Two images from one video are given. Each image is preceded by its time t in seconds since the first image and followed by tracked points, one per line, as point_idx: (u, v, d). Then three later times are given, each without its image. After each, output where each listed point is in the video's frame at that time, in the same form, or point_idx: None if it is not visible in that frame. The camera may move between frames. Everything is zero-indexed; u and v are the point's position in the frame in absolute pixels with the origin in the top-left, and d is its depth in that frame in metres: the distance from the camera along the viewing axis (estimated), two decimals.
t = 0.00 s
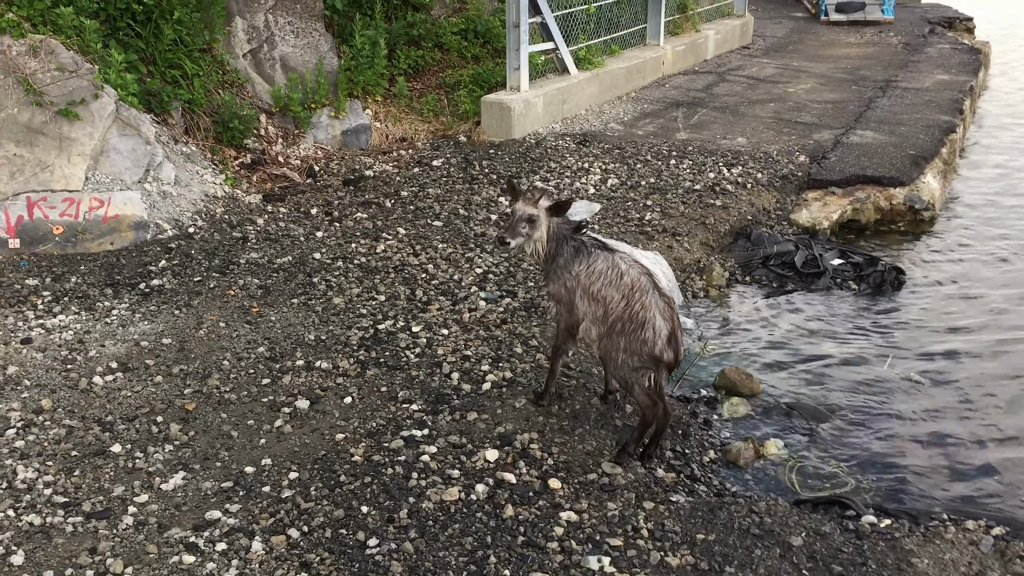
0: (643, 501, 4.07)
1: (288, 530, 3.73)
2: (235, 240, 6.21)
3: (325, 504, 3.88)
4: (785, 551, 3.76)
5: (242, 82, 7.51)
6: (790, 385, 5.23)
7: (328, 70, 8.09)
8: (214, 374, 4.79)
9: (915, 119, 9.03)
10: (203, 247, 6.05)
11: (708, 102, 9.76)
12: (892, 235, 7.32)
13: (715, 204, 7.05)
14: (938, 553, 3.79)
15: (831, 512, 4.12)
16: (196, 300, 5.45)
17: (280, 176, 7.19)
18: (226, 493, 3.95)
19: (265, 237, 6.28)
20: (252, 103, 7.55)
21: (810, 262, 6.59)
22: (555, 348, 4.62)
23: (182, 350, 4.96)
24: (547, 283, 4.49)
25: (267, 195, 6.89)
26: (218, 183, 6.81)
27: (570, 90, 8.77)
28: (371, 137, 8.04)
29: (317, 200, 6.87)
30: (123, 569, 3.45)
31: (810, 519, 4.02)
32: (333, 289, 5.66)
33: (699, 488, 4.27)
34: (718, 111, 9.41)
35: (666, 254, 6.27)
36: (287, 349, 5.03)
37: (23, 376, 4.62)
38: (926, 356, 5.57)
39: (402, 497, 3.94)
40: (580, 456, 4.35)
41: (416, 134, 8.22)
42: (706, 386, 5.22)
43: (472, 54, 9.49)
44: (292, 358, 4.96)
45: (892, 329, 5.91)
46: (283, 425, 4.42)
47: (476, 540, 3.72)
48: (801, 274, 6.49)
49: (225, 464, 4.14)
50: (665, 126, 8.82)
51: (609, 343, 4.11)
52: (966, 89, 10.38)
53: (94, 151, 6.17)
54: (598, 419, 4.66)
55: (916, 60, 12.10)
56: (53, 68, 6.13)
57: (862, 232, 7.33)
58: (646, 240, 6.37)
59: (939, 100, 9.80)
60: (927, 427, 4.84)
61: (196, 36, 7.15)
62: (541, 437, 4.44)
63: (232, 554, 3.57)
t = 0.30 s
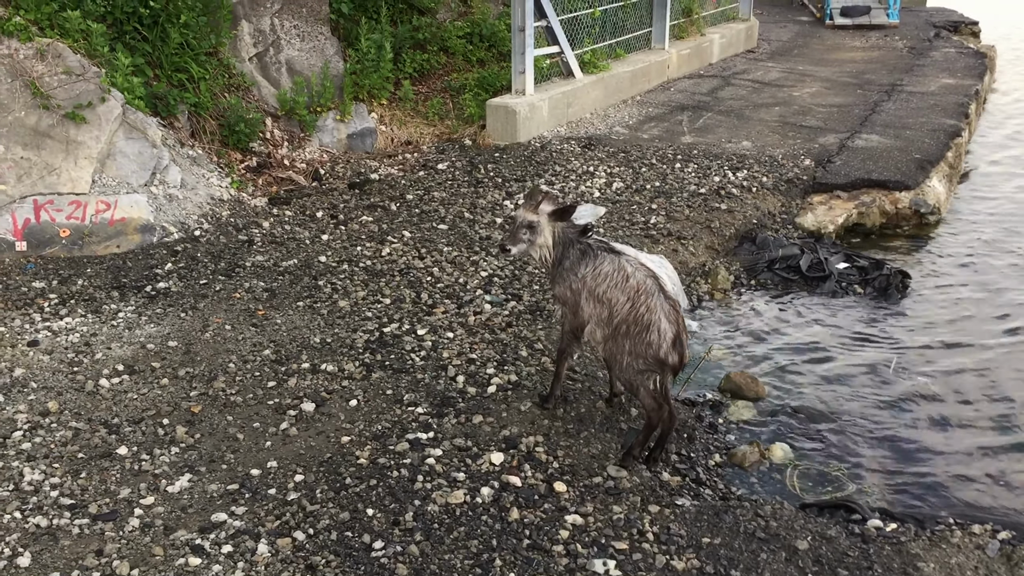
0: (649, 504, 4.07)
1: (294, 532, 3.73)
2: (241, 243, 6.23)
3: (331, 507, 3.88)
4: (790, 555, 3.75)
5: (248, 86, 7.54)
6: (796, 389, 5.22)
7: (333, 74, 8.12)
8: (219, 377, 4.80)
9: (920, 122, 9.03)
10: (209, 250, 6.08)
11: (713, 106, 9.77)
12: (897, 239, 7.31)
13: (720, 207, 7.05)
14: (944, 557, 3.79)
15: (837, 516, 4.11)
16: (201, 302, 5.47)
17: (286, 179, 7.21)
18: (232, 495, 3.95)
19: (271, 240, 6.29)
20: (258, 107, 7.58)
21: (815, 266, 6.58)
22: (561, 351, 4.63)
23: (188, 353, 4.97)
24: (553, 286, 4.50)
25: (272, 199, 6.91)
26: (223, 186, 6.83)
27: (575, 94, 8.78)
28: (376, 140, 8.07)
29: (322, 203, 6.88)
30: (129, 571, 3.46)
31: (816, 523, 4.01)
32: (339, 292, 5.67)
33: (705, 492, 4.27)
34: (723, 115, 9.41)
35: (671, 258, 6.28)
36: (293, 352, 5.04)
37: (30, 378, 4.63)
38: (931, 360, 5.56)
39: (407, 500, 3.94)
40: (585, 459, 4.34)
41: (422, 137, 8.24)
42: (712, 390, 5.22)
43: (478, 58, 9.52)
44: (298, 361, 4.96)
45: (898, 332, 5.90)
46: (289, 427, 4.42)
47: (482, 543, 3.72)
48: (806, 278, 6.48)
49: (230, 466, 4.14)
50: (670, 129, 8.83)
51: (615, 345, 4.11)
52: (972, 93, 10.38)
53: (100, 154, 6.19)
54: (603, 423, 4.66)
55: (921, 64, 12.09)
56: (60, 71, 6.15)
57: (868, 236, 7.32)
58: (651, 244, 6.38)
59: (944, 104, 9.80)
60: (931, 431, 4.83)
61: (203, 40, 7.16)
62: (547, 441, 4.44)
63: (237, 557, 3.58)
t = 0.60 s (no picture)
0: (652, 507, 4.06)
1: (298, 534, 3.73)
2: (246, 244, 6.24)
3: (335, 508, 3.89)
4: (794, 557, 3.75)
5: (253, 88, 7.57)
6: (800, 392, 5.22)
7: (338, 76, 8.16)
8: (224, 379, 4.80)
9: (925, 125, 9.02)
10: (214, 251, 6.10)
11: (717, 108, 9.76)
12: (902, 241, 7.30)
13: (725, 209, 7.05)
14: (948, 560, 3.78)
15: (841, 518, 4.10)
16: (206, 304, 5.48)
17: (291, 181, 7.22)
18: (236, 497, 3.96)
19: (276, 242, 6.30)
20: (263, 109, 7.60)
21: (820, 268, 6.57)
22: (563, 354, 4.63)
23: (192, 355, 4.98)
24: (552, 290, 4.48)
25: (277, 201, 6.92)
26: (228, 188, 6.85)
27: (579, 96, 8.78)
28: (380, 142, 8.07)
29: (327, 205, 6.89)
30: (134, 572, 3.46)
31: (820, 526, 4.00)
32: (343, 294, 5.67)
33: (709, 494, 4.26)
34: (728, 117, 9.41)
35: (675, 260, 6.28)
36: (298, 354, 5.05)
37: (35, 379, 4.64)
38: (936, 363, 5.54)
39: (411, 501, 3.94)
40: (589, 462, 4.34)
41: (426, 139, 8.25)
42: (716, 392, 5.21)
43: (482, 60, 9.53)
44: (302, 363, 4.97)
45: (902, 335, 5.89)
46: (293, 429, 4.43)
47: (486, 545, 3.72)
48: (811, 280, 6.48)
49: (235, 468, 4.15)
50: (675, 131, 8.83)
51: (621, 352, 4.11)
52: (977, 95, 10.36)
53: (106, 156, 6.21)
54: (607, 425, 4.66)
55: (926, 66, 12.08)
56: (66, 73, 6.17)
57: (873, 238, 7.31)
58: (656, 246, 6.38)
59: (949, 106, 9.78)
60: (936, 434, 4.82)
61: (208, 42, 7.18)
62: (550, 443, 4.44)
63: (242, 558, 3.58)
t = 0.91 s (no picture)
0: (655, 507, 4.06)
1: (300, 533, 3.73)
2: (250, 244, 6.26)
3: (338, 508, 3.89)
4: (797, 558, 3.74)
5: (257, 88, 7.60)
6: (803, 393, 5.20)
7: (342, 76, 8.20)
8: (227, 378, 4.81)
9: (930, 125, 8.99)
10: (218, 251, 6.11)
11: (721, 108, 9.74)
12: (906, 241, 7.28)
13: (729, 210, 7.04)
14: (951, 561, 3.77)
15: (844, 519, 4.09)
16: (210, 303, 5.49)
17: (294, 181, 7.22)
18: (239, 496, 3.96)
19: (279, 242, 6.31)
20: (267, 109, 7.63)
21: (824, 269, 6.55)
22: (562, 352, 4.61)
23: (196, 354, 4.99)
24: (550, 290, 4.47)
25: (280, 201, 6.93)
26: (232, 188, 6.86)
27: (583, 96, 8.78)
28: (384, 143, 8.08)
29: (331, 205, 6.89)
30: (137, 571, 3.47)
31: (823, 527, 3.99)
32: (346, 294, 5.68)
33: (711, 495, 4.25)
34: (732, 117, 9.39)
35: (678, 260, 6.27)
36: (301, 353, 5.06)
37: (39, 379, 4.66)
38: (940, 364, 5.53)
39: (413, 501, 3.94)
40: (591, 462, 4.33)
41: (430, 139, 8.26)
42: (719, 393, 5.20)
43: (486, 60, 9.54)
44: (305, 363, 4.97)
45: (906, 336, 5.87)
46: (296, 429, 4.43)
47: (488, 545, 3.72)
48: (814, 280, 6.46)
49: (238, 467, 4.15)
50: (678, 132, 8.82)
51: (621, 349, 4.10)
52: (981, 95, 10.33)
53: (110, 157, 6.24)
54: (610, 425, 4.65)
55: (931, 66, 12.04)
56: (70, 73, 6.19)
57: (877, 239, 7.29)
58: (659, 247, 6.37)
59: (954, 106, 9.75)
60: (939, 434, 4.80)
61: (212, 42, 7.20)
62: (553, 443, 4.44)
63: (244, 557, 3.58)
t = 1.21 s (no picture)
0: (656, 508, 4.05)
1: (302, 533, 3.74)
2: (253, 244, 6.27)
3: (340, 508, 3.89)
4: (798, 559, 3.73)
5: (260, 88, 7.62)
6: (805, 393, 5.19)
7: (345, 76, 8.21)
8: (230, 378, 4.82)
9: (934, 125, 8.97)
10: (221, 251, 6.12)
11: (725, 109, 9.73)
12: (910, 242, 7.26)
13: (732, 210, 7.03)
14: (953, 562, 3.76)
15: (846, 519, 4.08)
16: (213, 303, 5.50)
17: (297, 181, 7.23)
18: (241, 496, 3.97)
19: (283, 242, 6.32)
20: (271, 109, 7.65)
21: (827, 269, 6.54)
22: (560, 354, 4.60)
23: (199, 354, 5.00)
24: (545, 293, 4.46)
25: (283, 201, 6.94)
26: (235, 188, 6.88)
27: (586, 96, 8.78)
28: (387, 143, 8.09)
29: (334, 205, 6.90)
30: (139, 570, 3.47)
31: (824, 527, 3.98)
32: (349, 294, 5.68)
33: (713, 495, 4.24)
34: (736, 117, 9.38)
35: (681, 261, 6.26)
36: (304, 353, 5.06)
37: (43, 379, 4.67)
38: (942, 364, 5.51)
39: (415, 501, 3.95)
40: (593, 462, 4.33)
41: (433, 139, 8.26)
42: (722, 393, 5.20)
43: (489, 60, 9.54)
44: (308, 363, 4.98)
45: (909, 337, 5.85)
46: (298, 429, 4.44)
47: (489, 545, 3.72)
48: (817, 281, 6.45)
49: (240, 467, 4.16)
50: (682, 132, 8.81)
51: (619, 349, 4.09)
52: (986, 95, 10.30)
53: (113, 157, 6.26)
54: (612, 426, 4.65)
55: (935, 67, 12.01)
56: (74, 73, 6.21)
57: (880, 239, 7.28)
58: (662, 247, 6.37)
59: (959, 107, 9.73)
60: (942, 435, 4.79)
61: (216, 43, 7.21)
62: (555, 444, 4.43)
63: (246, 557, 3.59)
